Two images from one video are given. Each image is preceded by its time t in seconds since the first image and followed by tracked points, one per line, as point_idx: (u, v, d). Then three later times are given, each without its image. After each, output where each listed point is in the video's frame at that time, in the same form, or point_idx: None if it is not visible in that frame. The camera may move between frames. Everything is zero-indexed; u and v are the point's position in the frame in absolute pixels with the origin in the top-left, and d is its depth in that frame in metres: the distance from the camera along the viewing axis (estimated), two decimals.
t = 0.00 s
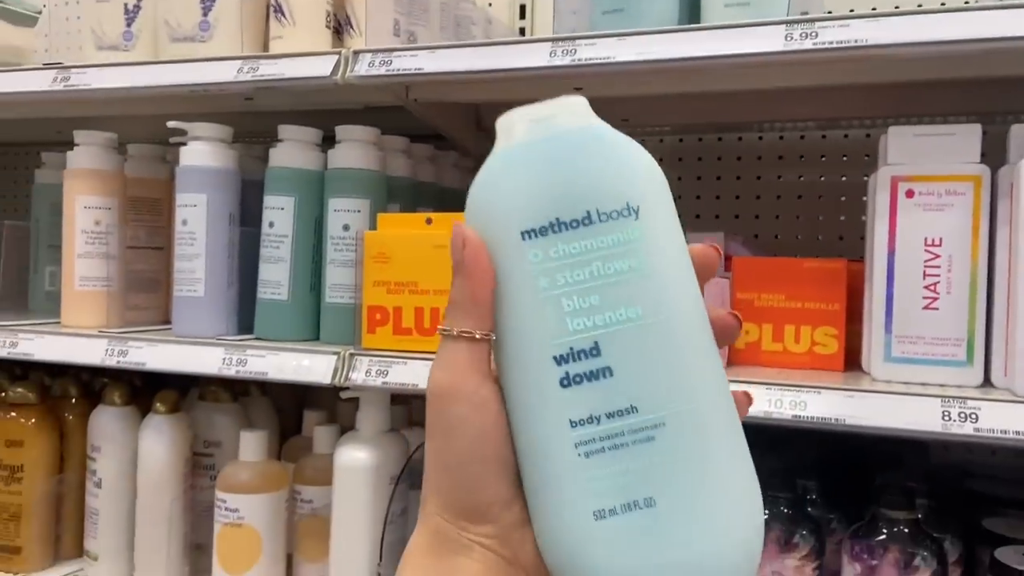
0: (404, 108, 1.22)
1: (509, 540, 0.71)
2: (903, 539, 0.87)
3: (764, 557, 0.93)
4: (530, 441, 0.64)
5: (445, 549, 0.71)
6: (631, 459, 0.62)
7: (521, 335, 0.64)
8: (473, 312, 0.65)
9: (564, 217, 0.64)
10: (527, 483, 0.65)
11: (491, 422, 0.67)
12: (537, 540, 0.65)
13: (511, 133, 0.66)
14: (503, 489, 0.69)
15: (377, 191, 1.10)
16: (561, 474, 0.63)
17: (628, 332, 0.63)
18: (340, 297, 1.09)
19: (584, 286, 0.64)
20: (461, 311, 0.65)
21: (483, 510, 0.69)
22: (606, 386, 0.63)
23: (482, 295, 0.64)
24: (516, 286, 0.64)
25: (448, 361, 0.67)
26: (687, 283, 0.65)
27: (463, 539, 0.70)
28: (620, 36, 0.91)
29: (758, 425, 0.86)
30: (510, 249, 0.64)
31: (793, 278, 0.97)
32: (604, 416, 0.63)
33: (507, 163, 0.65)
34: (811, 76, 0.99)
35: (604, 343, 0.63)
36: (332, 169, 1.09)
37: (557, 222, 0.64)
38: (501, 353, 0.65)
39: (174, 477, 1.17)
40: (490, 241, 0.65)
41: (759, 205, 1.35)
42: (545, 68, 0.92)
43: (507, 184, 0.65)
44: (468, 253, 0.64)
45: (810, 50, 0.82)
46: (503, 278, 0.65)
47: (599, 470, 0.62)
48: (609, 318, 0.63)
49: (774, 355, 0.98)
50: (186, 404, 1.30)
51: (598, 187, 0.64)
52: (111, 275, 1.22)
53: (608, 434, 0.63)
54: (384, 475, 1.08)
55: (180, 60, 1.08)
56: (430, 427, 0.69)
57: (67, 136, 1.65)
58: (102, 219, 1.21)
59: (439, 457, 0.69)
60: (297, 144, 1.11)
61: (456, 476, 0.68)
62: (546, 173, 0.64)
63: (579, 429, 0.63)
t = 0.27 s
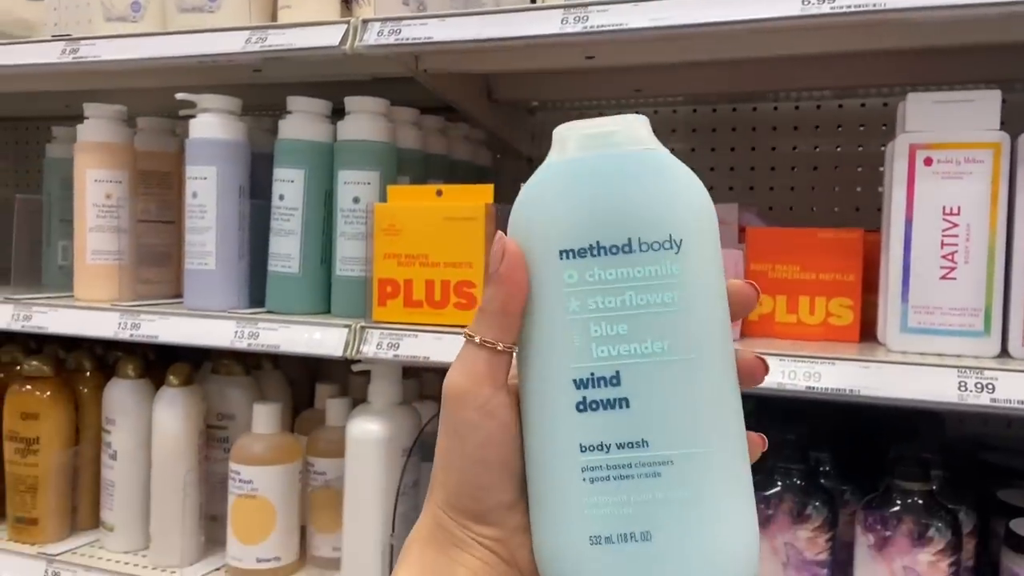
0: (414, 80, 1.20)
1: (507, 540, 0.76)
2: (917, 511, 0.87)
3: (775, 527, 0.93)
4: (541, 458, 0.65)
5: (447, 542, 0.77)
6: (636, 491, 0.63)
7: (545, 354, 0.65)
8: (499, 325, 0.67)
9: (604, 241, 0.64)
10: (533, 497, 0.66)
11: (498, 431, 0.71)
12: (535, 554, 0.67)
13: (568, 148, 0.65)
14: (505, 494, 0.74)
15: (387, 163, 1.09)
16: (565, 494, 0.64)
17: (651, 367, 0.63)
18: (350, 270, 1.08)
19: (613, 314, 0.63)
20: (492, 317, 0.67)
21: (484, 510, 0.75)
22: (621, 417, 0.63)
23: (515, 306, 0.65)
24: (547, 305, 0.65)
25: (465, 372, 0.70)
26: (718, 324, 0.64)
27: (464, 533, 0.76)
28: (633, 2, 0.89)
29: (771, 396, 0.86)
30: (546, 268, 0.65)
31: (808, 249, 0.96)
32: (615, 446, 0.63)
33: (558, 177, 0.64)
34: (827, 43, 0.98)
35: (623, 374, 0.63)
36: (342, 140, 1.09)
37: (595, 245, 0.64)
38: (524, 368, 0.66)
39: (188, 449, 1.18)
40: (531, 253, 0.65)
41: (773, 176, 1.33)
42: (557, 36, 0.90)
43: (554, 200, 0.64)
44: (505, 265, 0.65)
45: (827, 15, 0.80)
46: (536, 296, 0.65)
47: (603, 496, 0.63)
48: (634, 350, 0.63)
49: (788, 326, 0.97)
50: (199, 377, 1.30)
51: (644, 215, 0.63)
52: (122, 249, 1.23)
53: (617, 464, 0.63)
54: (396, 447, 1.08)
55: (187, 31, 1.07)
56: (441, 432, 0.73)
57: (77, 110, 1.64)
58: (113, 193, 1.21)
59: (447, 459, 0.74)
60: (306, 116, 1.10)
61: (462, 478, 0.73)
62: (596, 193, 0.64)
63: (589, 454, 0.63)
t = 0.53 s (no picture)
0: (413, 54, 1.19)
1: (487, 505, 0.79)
2: (919, 488, 0.86)
3: (776, 504, 0.93)
4: (525, 433, 0.65)
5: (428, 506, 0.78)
6: (615, 475, 0.63)
7: (540, 331, 0.64)
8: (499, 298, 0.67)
9: (613, 224, 0.62)
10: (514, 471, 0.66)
11: (486, 398, 0.73)
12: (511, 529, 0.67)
13: (587, 123, 0.63)
14: (488, 461, 0.77)
15: (386, 138, 1.08)
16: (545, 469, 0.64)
17: (645, 354, 0.62)
18: (350, 247, 1.07)
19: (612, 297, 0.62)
20: (494, 288, 0.66)
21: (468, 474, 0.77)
22: (610, 400, 0.63)
23: (515, 281, 0.65)
24: (547, 283, 0.64)
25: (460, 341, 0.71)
26: (716, 316, 0.63)
27: (446, 498, 0.78)
28: None
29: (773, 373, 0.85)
30: (551, 245, 0.63)
31: (812, 225, 0.94)
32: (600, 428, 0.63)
33: (573, 151, 0.63)
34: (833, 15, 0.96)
35: (616, 358, 0.62)
36: (340, 116, 1.07)
37: (604, 227, 0.62)
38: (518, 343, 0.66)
39: (188, 427, 1.18)
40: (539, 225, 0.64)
41: (777, 152, 1.31)
42: (558, 7, 0.88)
43: (567, 175, 0.63)
44: (508, 239, 0.64)
45: None
46: (538, 272, 0.64)
47: (582, 476, 0.63)
48: (630, 335, 0.62)
49: (790, 304, 0.96)
50: (199, 356, 1.30)
51: (656, 201, 0.62)
52: (119, 227, 1.22)
53: (601, 446, 0.63)
54: (396, 426, 1.08)
55: (182, 5, 1.05)
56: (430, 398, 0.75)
57: (74, 86, 1.63)
58: (109, 169, 1.21)
59: (436, 424, 0.75)
60: (304, 91, 1.09)
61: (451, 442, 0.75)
62: (613, 173, 0.62)
63: (573, 433, 0.63)
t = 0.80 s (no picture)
0: (408, 27, 1.17)
1: (460, 483, 0.79)
2: (920, 467, 0.85)
3: (775, 483, 0.92)
4: (509, 420, 0.64)
5: (402, 478, 0.78)
6: (592, 471, 0.61)
7: (535, 321, 0.63)
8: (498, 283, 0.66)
9: (620, 223, 0.61)
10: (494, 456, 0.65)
11: (469, 377, 0.73)
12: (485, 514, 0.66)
13: (609, 115, 0.62)
14: (466, 440, 0.77)
15: (380, 113, 1.06)
16: (523, 456, 0.63)
17: (637, 355, 0.61)
18: (343, 225, 1.06)
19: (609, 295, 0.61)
20: (494, 273, 0.65)
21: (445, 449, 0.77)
22: (597, 396, 0.61)
23: (515, 269, 0.64)
24: (547, 274, 0.63)
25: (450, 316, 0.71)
26: (707, 321, 0.62)
27: (419, 472, 0.78)
28: None
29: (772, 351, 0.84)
30: (557, 236, 0.62)
31: (813, 201, 0.93)
32: (582, 423, 0.62)
33: (590, 142, 0.61)
34: None
35: (606, 355, 0.61)
36: (333, 90, 1.05)
37: (614, 226, 0.61)
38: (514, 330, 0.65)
39: (181, 407, 1.17)
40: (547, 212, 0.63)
41: (778, 128, 1.29)
42: None
43: (581, 166, 0.62)
44: (514, 226, 0.63)
45: None
46: (542, 263, 0.63)
47: (559, 468, 0.62)
48: (624, 335, 0.61)
49: (790, 281, 0.94)
50: (192, 334, 1.29)
51: (668, 203, 0.60)
52: (110, 204, 1.20)
53: (581, 441, 0.62)
54: (391, 405, 1.07)
55: None
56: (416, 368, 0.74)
57: (65, 62, 1.60)
58: (98, 145, 1.19)
59: (419, 395, 0.75)
60: (296, 64, 1.07)
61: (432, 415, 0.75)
62: (630, 170, 0.61)
63: (556, 425, 0.62)
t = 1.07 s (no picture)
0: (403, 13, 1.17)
1: (482, 491, 0.76)
2: (911, 449, 0.86)
3: (768, 466, 0.93)
4: (513, 414, 0.64)
5: (421, 497, 0.75)
6: (605, 439, 0.63)
7: (514, 309, 0.64)
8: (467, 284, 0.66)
9: (569, 198, 0.63)
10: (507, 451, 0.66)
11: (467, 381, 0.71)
12: (513, 508, 0.66)
13: (533, 105, 0.63)
14: (478, 445, 0.74)
15: (375, 98, 1.06)
16: (536, 446, 0.64)
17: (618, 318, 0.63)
18: (339, 210, 1.06)
19: (589, 267, 0.63)
20: (461, 276, 0.66)
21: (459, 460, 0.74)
22: (591, 367, 0.63)
23: (482, 267, 0.64)
24: (516, 264, 0.63)
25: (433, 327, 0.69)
26: (680, 268, 0.64)
27: (439, 487, 0.75)
28: None
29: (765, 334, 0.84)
30: (516, 226, 0.63)
31: (807, 186, 0.93)
32: (585, 396, 0.63)
33: (523, 134, 0.63)
34: None
35: (592, 324, 0.63)
36: (328, 75, 1.05)
37: (562, 202, 0.63)
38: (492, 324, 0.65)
39: (178, 392, 1.17)
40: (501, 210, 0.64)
41: (774, 113, 1.29)
42: None
43: (520, 157, 0.63)
44: (472, 226, 0.63)
45: None
46: (507, 254, 0.64)
47: (573, 446, 0.63)
48: (602, 302, 0.63)
49: (784, 265, 0.95)
50: (190, 321, 1.29)
51: (608, 169, 0.63)
52: (106, 189, 1.20)
53: (588, 414, 0.63)
54: (388, 389, 1.07)
55: None
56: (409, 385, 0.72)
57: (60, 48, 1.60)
58: (94, 131, 1.19)
59: (418, 411, 0.73)
60: (292, 50, 1.07)
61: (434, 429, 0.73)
62: (568, 149, 0.62)
63: (560, 406, 0.63)
